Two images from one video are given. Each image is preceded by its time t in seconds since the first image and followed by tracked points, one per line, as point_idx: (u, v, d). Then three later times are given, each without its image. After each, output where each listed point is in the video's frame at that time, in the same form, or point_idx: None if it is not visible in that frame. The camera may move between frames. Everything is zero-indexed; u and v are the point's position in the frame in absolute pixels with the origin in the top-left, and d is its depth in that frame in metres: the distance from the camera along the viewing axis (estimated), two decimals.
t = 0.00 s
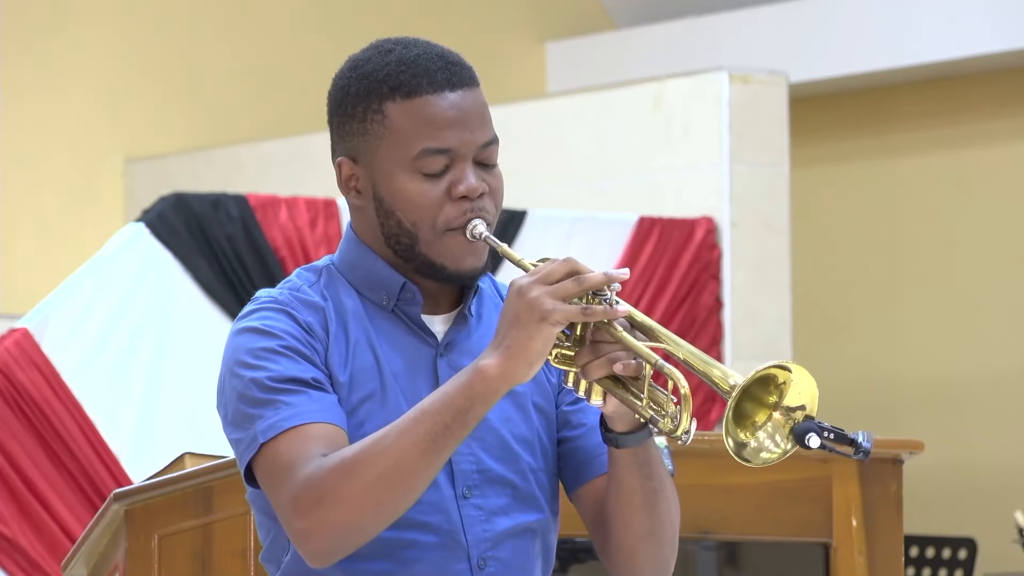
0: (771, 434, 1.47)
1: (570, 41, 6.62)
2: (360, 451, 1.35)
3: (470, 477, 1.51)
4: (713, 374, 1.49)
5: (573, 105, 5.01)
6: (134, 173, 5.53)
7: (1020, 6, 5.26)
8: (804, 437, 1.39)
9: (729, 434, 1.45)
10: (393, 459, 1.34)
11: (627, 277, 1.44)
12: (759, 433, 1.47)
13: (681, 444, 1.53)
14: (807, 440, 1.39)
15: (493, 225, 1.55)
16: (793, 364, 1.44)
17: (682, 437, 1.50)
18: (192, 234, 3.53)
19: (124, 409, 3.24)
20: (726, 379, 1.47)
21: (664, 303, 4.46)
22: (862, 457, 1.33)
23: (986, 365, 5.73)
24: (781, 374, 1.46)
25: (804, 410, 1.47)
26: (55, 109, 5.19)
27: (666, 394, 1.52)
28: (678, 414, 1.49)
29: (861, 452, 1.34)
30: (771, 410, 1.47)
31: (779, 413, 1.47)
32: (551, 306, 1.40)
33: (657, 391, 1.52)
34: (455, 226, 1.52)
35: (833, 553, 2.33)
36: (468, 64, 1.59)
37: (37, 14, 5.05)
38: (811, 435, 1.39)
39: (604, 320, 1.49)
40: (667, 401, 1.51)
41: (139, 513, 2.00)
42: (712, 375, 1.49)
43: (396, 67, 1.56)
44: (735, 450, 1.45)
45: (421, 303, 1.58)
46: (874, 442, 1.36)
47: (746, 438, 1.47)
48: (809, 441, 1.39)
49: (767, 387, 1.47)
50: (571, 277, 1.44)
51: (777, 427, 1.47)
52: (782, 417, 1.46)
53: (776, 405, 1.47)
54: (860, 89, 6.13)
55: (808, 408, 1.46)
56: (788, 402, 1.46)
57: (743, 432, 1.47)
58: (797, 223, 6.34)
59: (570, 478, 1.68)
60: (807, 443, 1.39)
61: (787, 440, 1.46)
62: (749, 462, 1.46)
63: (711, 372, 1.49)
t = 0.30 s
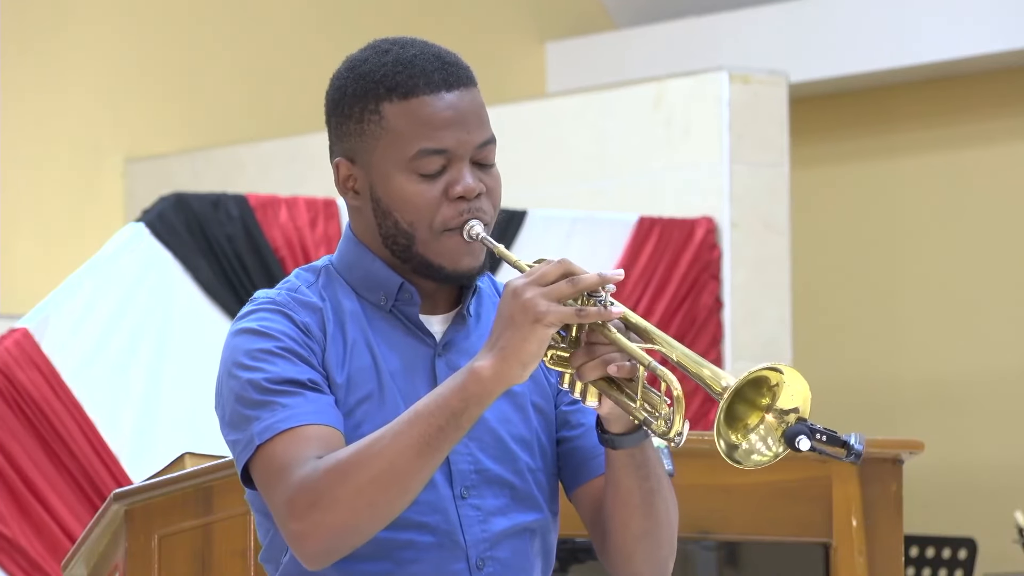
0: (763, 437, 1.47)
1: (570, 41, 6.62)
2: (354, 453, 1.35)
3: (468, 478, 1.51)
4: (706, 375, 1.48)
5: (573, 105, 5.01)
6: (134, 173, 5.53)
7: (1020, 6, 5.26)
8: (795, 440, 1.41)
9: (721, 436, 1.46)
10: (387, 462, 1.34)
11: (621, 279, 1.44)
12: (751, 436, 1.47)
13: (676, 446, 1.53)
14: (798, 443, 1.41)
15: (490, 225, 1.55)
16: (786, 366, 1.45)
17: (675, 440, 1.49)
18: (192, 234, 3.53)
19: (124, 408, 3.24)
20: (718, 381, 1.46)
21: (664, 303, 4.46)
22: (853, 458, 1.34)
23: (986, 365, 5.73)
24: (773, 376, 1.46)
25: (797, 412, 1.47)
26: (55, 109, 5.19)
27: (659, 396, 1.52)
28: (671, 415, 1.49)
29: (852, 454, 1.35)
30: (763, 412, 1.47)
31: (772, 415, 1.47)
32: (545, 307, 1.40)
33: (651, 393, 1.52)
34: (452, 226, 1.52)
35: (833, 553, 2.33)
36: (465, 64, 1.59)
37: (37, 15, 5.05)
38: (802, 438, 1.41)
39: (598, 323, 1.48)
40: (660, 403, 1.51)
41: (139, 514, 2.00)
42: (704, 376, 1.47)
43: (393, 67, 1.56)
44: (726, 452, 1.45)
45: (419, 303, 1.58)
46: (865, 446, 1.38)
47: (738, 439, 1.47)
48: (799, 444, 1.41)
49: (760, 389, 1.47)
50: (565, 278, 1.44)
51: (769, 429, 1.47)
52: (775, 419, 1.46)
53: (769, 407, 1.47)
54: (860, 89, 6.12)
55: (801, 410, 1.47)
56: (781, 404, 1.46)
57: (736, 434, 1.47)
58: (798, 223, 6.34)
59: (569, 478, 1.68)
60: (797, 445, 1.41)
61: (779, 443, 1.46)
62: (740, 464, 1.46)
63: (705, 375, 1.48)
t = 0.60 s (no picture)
0: (753, 440, 1.46)
1: (570, 41, 6.62)
2: (348, 455, 1.35)
3: (465, 478, 1.51)
4: (696, 376, 1.48)
5: (573, 105, 5.01)
6: (134, 173, 5.53)
7: (1020, 6, 5.26)
8: (782, 443, 1.40)
9: (709, 438, 1.46)
10: (380, 463, 1.34)
11: (614, 280, 1.44)
12: (740, 438, 1.47)
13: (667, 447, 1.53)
14: (785, 446, 1.40)
15: (487, 226, 1.55)
16: (776, 368, 1.46)
17: (665, 442, 1.49)
18: (192, 234, 3.53)
19: (124, 409, 3.24)
20: (708, 383, 1.47)
21: (664, 304, 4.46)
22: (843, 461, 1.37)
23: (986, 365, 5.73)
24: (765, 379, 1.47)
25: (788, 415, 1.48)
26: (55, 109, 5.20)
27: (652, 397, 1.52)
28: (662, 416, 1.49)
29: (843, 456, 1.37)
30: (754, 414, 1.47)
31: (763, 418, 1.48)
32: (538, 309, 1.40)
33: (643, 394, 1.52)
34: (450, 227, 1.52)
35: (833, 553, 2.33)
36: (462, 64, 1.59)
37: (37, 16, 5.05)
38: (790, 441, 1.40)
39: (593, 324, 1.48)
40: (653, 404, 1.51)
41: (139, 514, 2.00)
42: (693, 376, 1.48)
43: (390, 68, 1.56)
44: (714, 453, 1.45)
45: (416, 303, 1.58)
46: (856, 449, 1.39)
47: (727, 441, 1.47)
48: (788, 447, 1.40)
49: (751, 392, 1.48)
50: (558, 279, 1.44)
51: (759, 432, 1.47)
52: (766, 422, 1.46)
53: (759, 410, 1.47)
54: (861, 89, 6.12)
55: (793, 413, 1.47)
56: (773, 407, 1.47)
57: (725, 437, 1.47)
58: (798, 222, 6.33)
59: (567, 478, 1.68)
60: (785, 449, 1.40)
61: (768, 446, 1.45)
62: (729, 467, 1.46)
63: (696, 375, 1.48)
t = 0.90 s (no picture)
0: (747, 440, 1.47)
1: (570, 41, 6.62)
2: (344, 455, 1.35)
3: (463, 477, 1.51)
4: (689, 375, 1.49)
5: (573, 105, 5.01)
6: (135, 173, 5.53)
7: (1019, 6, 5.26)
8: (775, 443, 1.40)
9: (704, 438, 1.46)
10: (376, 463, 1.34)
11: (610, 280, 1.44)
12: (734, 438, 1.47)
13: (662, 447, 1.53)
14: (778, 446, 1.40)
15: (484, 225, 1.55)
16: (770, 368, 1.46)
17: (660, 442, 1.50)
18: (192, 234, 3.53)
19: (125, 409, 3.24)
20: (702, 382, 1.47)
21: (664, 304, 4.46)
22: (838, 461, 1.34)
23: (987, 365, 5.73)
24: (759, 378, 1.47)
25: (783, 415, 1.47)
26: (55, 109, 5.20)
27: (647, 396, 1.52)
28: (657, 417, 1.48)
29: (836, 456, 1.35)
30: (749, 415, 1.48)
31: (757, 418, 1.48)
32: (533, 309, 1.40)
33: (639, 393, 1.52)
34: (447, 226, 1.52)
35: (833, 553, 2.33)
36: (458, 64, 1.59)
37: (36, 16, 5.05)
38: (783, 441, 1.40)
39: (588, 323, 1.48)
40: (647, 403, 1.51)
41: (138, 514, 1.99)
42: (686, 375, 1.49)
43: (386, 68, 1.56)
44: (708, 453, 1.45)
45: (414, 303, 1.58)
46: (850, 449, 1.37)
47: (721, 441, 1.47)
48: (780, 447, 1.40)
49: (745, 391, 1.48)
50: (554, 279, 1.44)
51: (754, 432, 1.47)
52: (761, 422, 1.47)
53: (754, 410, 1.47)
54: (861, 89, 6.12)
55: (787, 413, 1.47)
56: (767, 407, 1.47)
57: (719, 436, 1.47)
58: (798, 222, 6.33)
59: (567, 477, 1.68)
60: (778, 449, 1.39)
61: (763, 446, 1.46)
62: (723, 466, 1.46)
63: (690, 375, 1.49)
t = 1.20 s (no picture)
0: (746, 436, 1.47)
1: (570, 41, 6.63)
2: (343, 452, 1.35)
3: (464, 475, 1.51)
4: (688, 371, 1.48)
5: (573, 105, 5.00)
6: (134, 173, 5.52)
7: (1019, 7, 5.26)
8: (774, 439, 1.41)
9: (703, 434, 1.46)
10: (375, 460, 1.34)
11: (610, 277, 1.44)
12: (733, 434, 1.47)
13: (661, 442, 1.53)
14: (777, 442, 1.41)
15: (485, 222, 1.55)
16: (769, 364, 1.45)
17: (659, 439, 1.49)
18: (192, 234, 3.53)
19: (124, 408, 3.24)
20: (701, 379, 1.47)
21: (664, 303, 4.46)
22: (836, 456, 1.36)
23: (987, 365, 5.73)
24: (757, 374, 1.46)
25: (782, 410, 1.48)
26: (55, 109, 5.20)
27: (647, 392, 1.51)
28: (656, 413, 1.48)
29: (835, 451, 1.36)
30: (748, 410, 1.48)
31: (757, 414, 1.48)
32: (533, 306, 1.40)
33: (638, 390, 1.52)
34: (447, 223, 1.52)
35: (833, 554, 2.33)
36: (457, 61, 1.59)
37: (36, 16, 5.05)
38: (782, 437, 1.41)
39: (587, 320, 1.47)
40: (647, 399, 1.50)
41: (138, 514, 1.97)
42: (685, 371, 1.48)
43: (385, 65, 1.56)
44: (707, 449, 1.45)
45: (415, 301, 1.58)
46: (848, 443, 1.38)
47: (720, 437, 1.47)
48: (779, 443, 1.41)
49: (744, 387, 1.47)
50: (553, 276, 1.44)
51: (753, 428, 1.47)
52: (760, 418, 1.47)
53: (753, 406, 1.47)
54: (861, 89, 6.12)
55: (786, 408, 1.47)
56: (767, 403, 1.47)
57: (718, 432, 1.48)
58: (798, 222, 6.33)
59: (569, 472, 1.68)
60: (777, 445, 1.41)
61: (762, 442, 1.46)
62: (722, 462, 1.47)
63: (688, 370, 1.48)
